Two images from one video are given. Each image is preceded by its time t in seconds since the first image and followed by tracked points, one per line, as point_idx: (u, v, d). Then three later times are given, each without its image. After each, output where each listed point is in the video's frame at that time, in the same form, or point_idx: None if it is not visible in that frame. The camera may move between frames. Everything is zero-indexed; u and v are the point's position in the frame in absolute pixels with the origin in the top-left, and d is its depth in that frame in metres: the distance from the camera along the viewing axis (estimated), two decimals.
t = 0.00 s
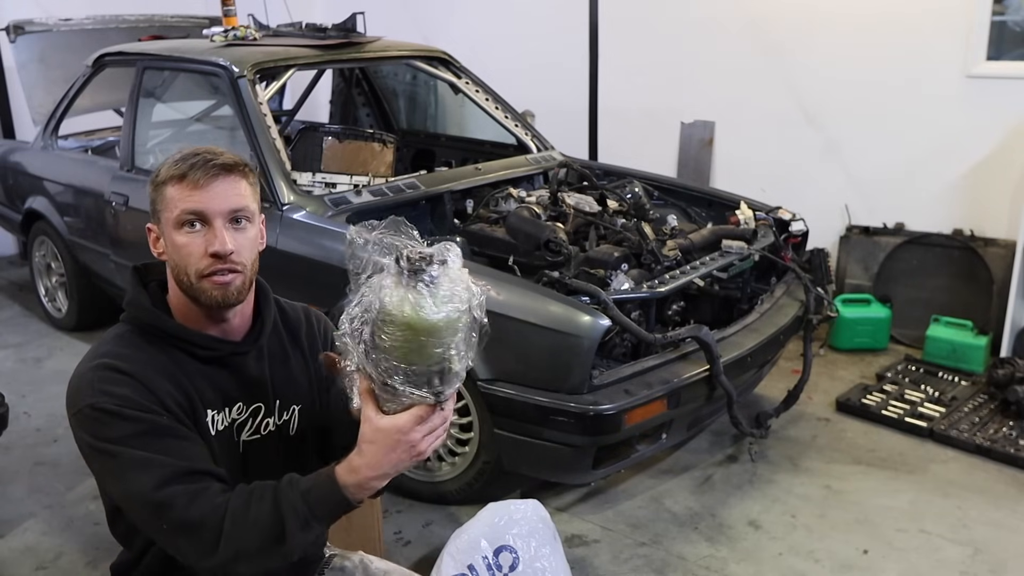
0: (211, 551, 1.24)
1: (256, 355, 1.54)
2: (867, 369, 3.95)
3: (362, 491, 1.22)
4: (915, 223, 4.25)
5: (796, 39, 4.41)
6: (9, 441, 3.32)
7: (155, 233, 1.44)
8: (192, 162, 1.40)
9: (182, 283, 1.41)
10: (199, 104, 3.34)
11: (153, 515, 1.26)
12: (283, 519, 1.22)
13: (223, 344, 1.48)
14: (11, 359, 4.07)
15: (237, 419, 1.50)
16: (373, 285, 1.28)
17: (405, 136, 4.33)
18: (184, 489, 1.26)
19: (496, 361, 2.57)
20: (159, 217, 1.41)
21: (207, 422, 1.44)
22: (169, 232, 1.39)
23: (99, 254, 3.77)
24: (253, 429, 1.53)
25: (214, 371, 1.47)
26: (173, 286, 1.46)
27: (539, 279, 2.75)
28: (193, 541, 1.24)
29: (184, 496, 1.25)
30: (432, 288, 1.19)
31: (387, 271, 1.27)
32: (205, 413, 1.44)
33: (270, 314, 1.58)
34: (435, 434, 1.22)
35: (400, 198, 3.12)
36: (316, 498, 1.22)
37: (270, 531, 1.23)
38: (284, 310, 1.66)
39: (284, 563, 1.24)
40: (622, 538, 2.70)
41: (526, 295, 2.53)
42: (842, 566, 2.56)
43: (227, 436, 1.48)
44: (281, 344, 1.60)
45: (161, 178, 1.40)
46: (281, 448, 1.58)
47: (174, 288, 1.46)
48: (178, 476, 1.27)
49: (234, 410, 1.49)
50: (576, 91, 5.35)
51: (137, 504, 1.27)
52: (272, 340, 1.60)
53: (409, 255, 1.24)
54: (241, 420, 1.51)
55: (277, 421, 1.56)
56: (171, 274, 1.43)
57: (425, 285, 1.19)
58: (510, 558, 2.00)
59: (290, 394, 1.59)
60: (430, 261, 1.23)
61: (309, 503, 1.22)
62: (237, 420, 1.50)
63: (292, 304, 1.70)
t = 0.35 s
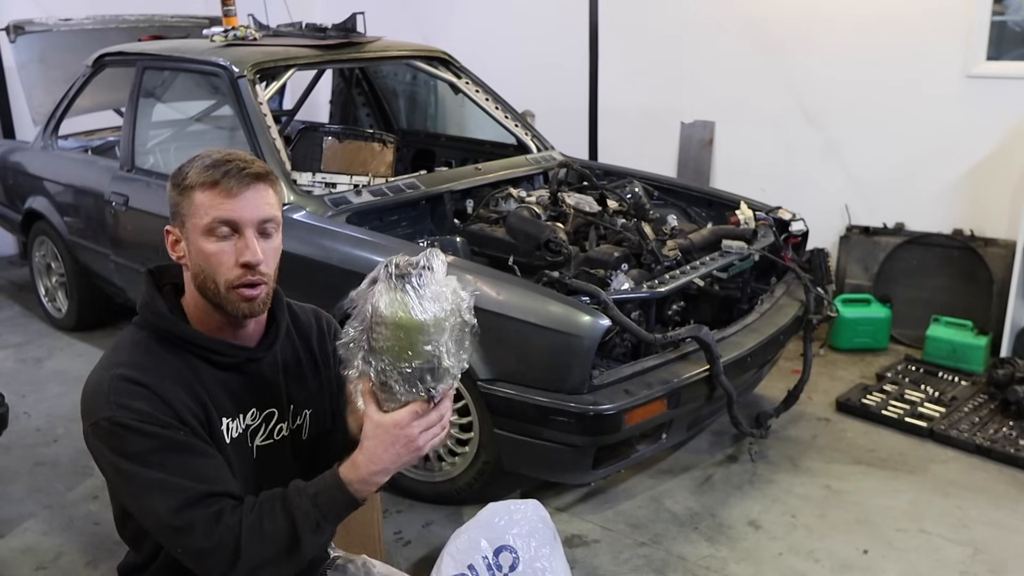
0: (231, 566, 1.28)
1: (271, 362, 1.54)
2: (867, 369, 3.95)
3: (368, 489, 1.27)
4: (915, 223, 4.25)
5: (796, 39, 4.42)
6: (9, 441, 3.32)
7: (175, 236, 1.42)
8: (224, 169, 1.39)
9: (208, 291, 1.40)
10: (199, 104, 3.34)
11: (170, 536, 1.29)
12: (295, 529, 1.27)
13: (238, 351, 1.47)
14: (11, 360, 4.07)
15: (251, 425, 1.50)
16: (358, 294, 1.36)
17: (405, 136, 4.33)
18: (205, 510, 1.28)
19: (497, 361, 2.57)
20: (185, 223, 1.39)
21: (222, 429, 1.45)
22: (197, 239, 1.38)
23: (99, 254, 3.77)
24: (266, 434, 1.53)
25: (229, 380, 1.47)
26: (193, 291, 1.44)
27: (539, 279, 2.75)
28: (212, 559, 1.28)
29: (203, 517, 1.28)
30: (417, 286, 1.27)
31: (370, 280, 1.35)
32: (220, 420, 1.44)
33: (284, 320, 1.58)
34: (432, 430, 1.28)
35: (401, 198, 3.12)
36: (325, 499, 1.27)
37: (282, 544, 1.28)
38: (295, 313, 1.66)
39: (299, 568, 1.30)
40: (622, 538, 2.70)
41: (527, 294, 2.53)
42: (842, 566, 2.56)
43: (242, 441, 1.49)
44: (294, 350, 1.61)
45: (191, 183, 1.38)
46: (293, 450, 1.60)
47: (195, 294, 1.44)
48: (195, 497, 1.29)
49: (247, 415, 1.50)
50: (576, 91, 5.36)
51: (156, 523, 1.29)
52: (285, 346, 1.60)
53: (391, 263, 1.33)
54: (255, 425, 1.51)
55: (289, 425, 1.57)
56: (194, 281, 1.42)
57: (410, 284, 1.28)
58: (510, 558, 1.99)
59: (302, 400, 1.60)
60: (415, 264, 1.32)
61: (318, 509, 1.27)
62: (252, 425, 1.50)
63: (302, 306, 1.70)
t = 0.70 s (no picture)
0: (284, 537, 1.33)
1: (257, 351, 1.54)
2: (867, 369, 3.95)
3: (402, 463, 1.39)
4: (915, 223, 4.25)
5: (796, 39, 4.41)
6: (9, 440, 3.32)
7: (178, 268, 1.40)
8: (229, 194, 1.39)
9: (235, 311, 1.44)
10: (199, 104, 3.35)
11: (216, 521, 1.31)
12: (344, 494, 1.36)
13: (227, 347, 1.47)
14: (10, 359, 4.07)
15: (251, 415, 1.51)
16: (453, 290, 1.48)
17: (405, 136, 4.33)
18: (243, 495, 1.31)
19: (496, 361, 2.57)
20: (200, 255, 1.38)
21: (229, 424, 1.45)
22: (221, 267, 1.39)
23: (99, 254, 3.77)
24: (267, 421, 1.54)
25: (224, 375, 1.47)
26: (205, 313, 1.45)
27: (539, 279, 2.75)
28: (266, 534, 1.32)
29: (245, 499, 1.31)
30: (472, 287, 1.34)
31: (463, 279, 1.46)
32: (224, 415, 1.45)
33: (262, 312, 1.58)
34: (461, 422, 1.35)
35: (401, 198, 3.12)
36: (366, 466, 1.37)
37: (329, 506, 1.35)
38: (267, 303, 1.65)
39: (344, 533, 1.38)
40: (622, 538, 2.70)
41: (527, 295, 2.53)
42: (841, 565, 2.56)
43: (247, 431, 1.49)
44: (274, 339, 1.61)
45: (198, 214, 1.37)
46: (293, 433, 1.61)
47: (208, 314, 1.46)
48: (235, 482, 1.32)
49: (247, 406, 1.50)
50: (576, 92, 5.35)
51: (200, 515, 1.30)
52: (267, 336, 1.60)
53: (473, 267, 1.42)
54: (255, 414, 1.52)
55: (285, 409, 1.58)
56: (213, 306, 1.43)
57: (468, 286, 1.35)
58: (510, 558, 1.99)
59: (289, 385, 1.61)
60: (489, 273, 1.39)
61: (365, 475, 1.37)
62: (252, 415, 1.51)
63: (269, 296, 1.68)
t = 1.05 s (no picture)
0: (279, 553, 1.31)
1: (261, 346, 1.54)
2: (867, 369, 3.95)
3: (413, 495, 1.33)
4: (915, 223, 4.25)
5: (796, 40, 4.42)
6: (9, 441, 3.32)
7: (177, 251, 1.40)
8: (228, 179, 1.40)
9: (232, 296, 1.43)
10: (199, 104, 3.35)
11: (214, 526, 1.30)
12: (345, 523, 1.31)
13: (235, 339, 1.48)
14: (10, 359, 4.07)
15: (256, 408, 1.51)
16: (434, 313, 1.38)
17: (405, 136, 4.33)
18: (246, 502, 1.30)
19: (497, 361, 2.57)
20: (198, 237, 1.39)
21: (234, 418, 1.45)
22: (218, 249, 1.39)
23: (99, 254, 3.77)
24: (269, 415, 1.54)
25: (229, 368, 1.47)
26: (205, 300, 1.45)
27: (539, 279, 2.75)
28: (261, 548, 1.30)
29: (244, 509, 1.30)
30: (503, 338, 1.32)
31: (454, 302, 1.39)
32: (230, 408, 1.45)
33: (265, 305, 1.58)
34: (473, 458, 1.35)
35: (401, 198, 3.12)
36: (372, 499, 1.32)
37: (331, 529, 1.32)
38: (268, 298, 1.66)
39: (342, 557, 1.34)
40: (622, 538, 2.70)
41: (526, 295, 2.53)
42: (841, 565, 2.56)
43: (252, 425, 1.50)
44: (277, 332, 1.62)
45: (197, 197, 1.38)
46: (294, 428, 1.61)
47: (208, 301, 1.45)
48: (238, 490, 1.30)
49: (252, 400, 1.50)
50: (576, 92, 5.36)
51: (198, 518, 1.30)
52: (270, 330, 1.60)
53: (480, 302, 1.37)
54: (259, 408, 1.52)
55: (287, 403, 1.58)
56: (212, 290, 1.43)
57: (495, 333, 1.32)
58: (510, 558, 1.99)
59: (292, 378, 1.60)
60: (506, 313, 1.37)
61: (368, 511, 1.32)
62: (256, 408, 1.51)
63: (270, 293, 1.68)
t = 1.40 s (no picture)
0: None
1: (264, 350, 1.53)
2: (867, 369, 3.95)
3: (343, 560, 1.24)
4: (915, 223, 4.25)
5: (796, 40, 4.42)
6: (9, 441, 3.32)
7: (167, 240, 1.40)
8: (216, 178, 1.36)
9: (207, 295, 1.40)
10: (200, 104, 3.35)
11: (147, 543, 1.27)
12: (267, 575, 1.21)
13: (234, 340, 1.47)
14: (11, 359, 4.07)
15: (250, 414, 1.48)
16: (328, 395, 1.22)
17: (405, 136, 4.33)
18: (182, 528, 1.26)
19: (496, 361, 2.57)
20: (180, 231, 1.37)
21: (220, 423, 1.43)
22: (195, 247, 1.36)
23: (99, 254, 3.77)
24: (265, 421, 1.51)
25: (225, 370, 1.46)
26: (191, 294, 1.43)
27: (539, 279, 2.75)
28: None
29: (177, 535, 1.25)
30: (416, 407, 1.21)
31: (347, 380, 1.24)
32: (217, 413, 1.43)
33: (275, 308, 1.58)
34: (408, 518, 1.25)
35: (401, 198, 3.12)
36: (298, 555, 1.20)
37: None
38: (285, 303, 1.66)
39: None
40: (622, 538, 2.70)
41: (526, 295, 2.53)
42: (842, 565, 2.56)
43: (242, 431, 1.47)
44: (286, 337, 1.61)
45: (183, 192, 1.36)
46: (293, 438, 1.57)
47: (193, 295, 1.43)
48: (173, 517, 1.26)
49: (246, 405, 1.48)
50: (576, 92, 5.36)
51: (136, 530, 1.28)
52: (278, 334, 1.60)
53: (379, 374, 1.24)
54: (254, 413, 1.49)
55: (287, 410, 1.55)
56: (192, 285, 1.40)
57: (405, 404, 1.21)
58: (510, 558, 1.99)
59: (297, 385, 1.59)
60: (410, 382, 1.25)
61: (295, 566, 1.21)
62: (250, 414, 1.48)
63: (291, 298, 1.69)
